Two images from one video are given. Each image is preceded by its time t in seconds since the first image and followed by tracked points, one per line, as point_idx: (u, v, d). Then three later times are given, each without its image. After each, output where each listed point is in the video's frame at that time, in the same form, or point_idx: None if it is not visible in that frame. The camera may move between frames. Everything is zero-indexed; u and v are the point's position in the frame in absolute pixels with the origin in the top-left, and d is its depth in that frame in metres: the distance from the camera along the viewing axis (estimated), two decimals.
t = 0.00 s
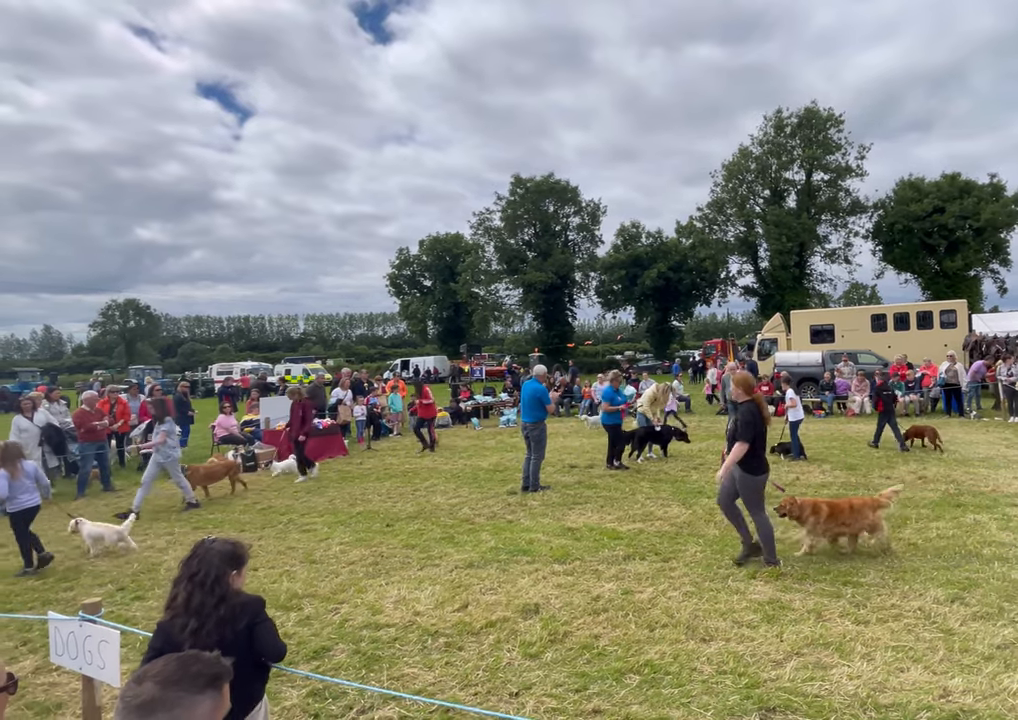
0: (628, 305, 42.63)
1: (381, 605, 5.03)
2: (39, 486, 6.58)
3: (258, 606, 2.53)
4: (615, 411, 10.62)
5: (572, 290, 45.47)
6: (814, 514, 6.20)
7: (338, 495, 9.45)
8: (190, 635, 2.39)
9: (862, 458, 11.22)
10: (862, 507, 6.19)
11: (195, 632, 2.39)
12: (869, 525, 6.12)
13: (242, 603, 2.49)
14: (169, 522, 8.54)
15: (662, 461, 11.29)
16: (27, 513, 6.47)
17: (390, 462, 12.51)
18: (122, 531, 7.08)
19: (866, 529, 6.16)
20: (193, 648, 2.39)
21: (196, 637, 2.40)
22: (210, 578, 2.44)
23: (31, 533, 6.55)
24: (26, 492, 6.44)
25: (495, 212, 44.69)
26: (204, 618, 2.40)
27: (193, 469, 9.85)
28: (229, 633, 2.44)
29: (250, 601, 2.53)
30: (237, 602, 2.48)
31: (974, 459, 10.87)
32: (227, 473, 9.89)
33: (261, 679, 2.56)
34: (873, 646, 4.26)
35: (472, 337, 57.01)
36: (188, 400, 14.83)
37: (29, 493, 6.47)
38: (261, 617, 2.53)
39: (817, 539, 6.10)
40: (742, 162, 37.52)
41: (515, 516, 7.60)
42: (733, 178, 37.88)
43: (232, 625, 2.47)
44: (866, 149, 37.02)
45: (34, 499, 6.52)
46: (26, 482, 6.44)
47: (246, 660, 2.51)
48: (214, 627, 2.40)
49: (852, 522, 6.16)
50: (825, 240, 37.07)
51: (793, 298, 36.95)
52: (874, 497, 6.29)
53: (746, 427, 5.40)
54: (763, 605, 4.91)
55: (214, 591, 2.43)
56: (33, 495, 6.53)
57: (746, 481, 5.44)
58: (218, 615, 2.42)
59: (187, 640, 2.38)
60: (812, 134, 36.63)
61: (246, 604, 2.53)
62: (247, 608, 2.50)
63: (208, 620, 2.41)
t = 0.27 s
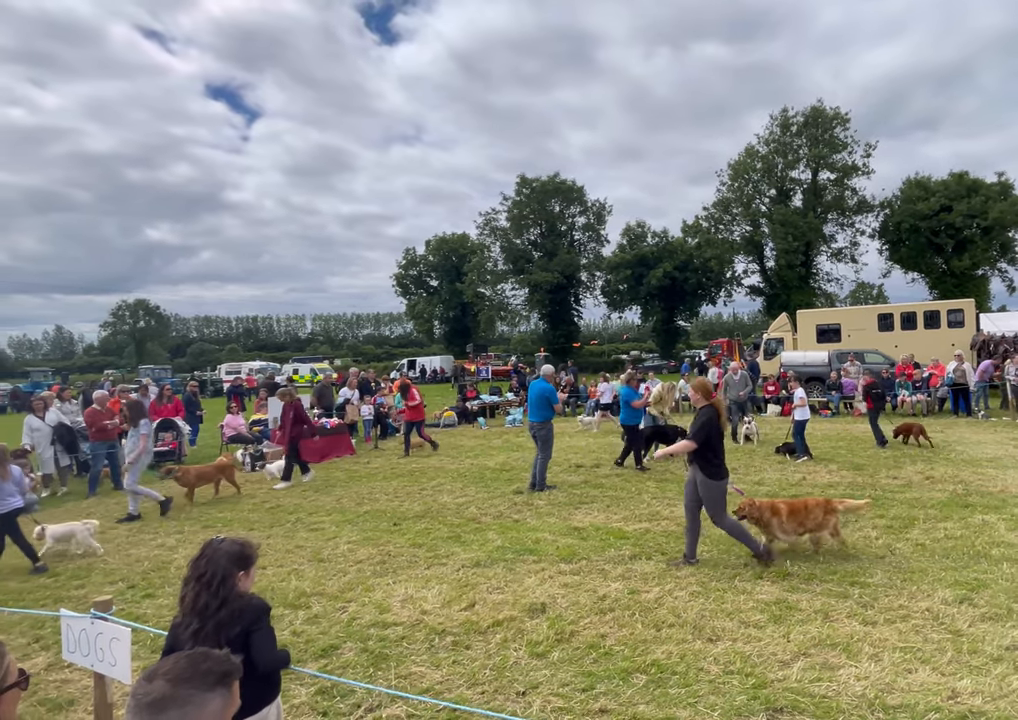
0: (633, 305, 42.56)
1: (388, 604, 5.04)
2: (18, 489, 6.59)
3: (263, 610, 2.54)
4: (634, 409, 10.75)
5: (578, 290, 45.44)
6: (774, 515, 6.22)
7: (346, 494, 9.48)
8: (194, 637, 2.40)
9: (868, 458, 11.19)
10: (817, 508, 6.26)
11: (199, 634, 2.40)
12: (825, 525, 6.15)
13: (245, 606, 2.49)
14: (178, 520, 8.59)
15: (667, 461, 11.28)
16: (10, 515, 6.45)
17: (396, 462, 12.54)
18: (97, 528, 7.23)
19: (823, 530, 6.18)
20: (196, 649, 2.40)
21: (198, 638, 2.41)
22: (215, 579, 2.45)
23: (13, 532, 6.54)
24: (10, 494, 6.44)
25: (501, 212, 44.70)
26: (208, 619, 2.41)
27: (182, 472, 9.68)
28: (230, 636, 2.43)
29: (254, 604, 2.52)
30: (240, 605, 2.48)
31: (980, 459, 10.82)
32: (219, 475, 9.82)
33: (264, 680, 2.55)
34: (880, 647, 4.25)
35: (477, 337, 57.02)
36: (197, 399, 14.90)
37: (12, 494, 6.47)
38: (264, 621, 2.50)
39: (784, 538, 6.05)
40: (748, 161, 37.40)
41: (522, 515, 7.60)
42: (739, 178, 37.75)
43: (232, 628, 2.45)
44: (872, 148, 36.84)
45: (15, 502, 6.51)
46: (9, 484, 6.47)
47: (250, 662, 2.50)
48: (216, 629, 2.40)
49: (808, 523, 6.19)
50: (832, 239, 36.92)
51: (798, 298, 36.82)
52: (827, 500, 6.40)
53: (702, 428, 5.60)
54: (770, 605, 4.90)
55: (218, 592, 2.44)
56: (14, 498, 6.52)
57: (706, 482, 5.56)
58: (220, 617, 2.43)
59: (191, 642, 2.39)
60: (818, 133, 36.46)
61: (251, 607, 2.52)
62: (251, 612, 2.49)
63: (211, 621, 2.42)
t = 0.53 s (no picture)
0: (642, 304, 42.47)
1: (398, 602, 5.07)
2: None
3: (275, 609, 2.56)
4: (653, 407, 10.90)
5: (586, 290, 45.40)
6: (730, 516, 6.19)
7: (357, 493, 9.52)
8: (209, 634, 2.43)
9: (879, 458, 11.12)
10: (775, 511, 6.14)
11: (213, 631, 2.42)
12: (781, 529, 6.06)
13: (256, 605, 2.51)
14: (190, 518, 8.65)
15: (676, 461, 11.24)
16: None
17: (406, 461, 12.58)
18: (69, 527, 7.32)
19: (780, 532, 6.11)
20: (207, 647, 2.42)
21: (211, 636, 2.44)
22: (228, 577, 2.47)
23: None
24: None
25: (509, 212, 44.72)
26: (220, 618, 2.44)
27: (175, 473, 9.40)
28: (243, 634, 2.45)
29: (267, 603, 2.54)
30: (252, 603, 2.50)
31: (993, 459, 10.73)
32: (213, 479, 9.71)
33: (274, 679, 2.57)
34: (890, 648, 4.23)
35: (486, 337, 57.07)
36: (210, 399, 15.00)
37: None
38: (276, 619, 2.53)
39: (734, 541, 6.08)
40: (757, 160, 37.23)
41: (531, 515, 7.61)
42: (748, 177, 37.58)
43: (246, 626, 2.47)
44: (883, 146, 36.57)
45: None
46: None
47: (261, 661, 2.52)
48: (230, 626, 2.43)
49: (764, 526, 6.13)
50: (841, 238, 36.68)
51: (808, 297, 36.61)
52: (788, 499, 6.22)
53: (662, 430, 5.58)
54: (779, 606, 4.88)
55: (231, 591, 2.46)
56: None
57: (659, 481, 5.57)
58: (233, 615, 2.44)
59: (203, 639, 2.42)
60: (827, 131, 36.23)
61: (264, 606, 2.54)
62: (262, 611, 2.51)
63: (225, 620, 2.44)
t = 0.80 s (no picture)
0: (653, 304, 42.34)
1: (411, 601, 5.09)
2: None
3: (297, 605, 2.58)
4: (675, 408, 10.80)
5: (598, 290, 45.32)
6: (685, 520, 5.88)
7: (371, 491, 9.58)
8: (233, 630, 2.45)
9: (893, 459, 11.03)
10: (728, 514, 5.90)
11: (238, 627, 2.45)
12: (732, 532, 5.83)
13: (280, 600, 2.55)
14: (208, 516, 8.75)
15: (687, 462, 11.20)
16: None
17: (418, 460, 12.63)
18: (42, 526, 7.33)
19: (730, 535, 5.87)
20: (233, 642, 2.45)
21: (235, 632, 2.46)
22: (251, 574, 2.50)
23: None
24: None
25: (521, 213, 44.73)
26: (246, 614, 2.46)
27: (170, 475, 9.41)
28: (267, 630, 2.48)
29: (289, 600, 2.57)
30: (277, 599, 2.53)
31: (1009, 461, 10.59)
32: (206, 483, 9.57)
33: (299, 673, 2.61)
34: (903, 651, 4.20)
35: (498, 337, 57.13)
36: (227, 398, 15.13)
37: None
38: (299, 615, 2.55)
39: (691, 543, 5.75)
40: (769, 159, 37.00)
41: (543, 514, 7.61)
42: (760, 176, 37.36)
43: (269, 622, 2.50)
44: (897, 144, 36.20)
45: None
46: None
47: (283, 655, 2.55)
48: (254, 622, 2.45)
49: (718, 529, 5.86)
50: (854, 237, 36.37)
51: (820, 297, 36.34)
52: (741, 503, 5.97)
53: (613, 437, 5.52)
54: (791, 608, 4.86)
55: (255, 587, 2.49)
56: None
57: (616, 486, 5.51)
58: (258, 611, 2.48)
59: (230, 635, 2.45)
60: (840, 130, 35.91)
61: (286, 602, 2.57)
62: (285, 606, 2.55)
63: (248, 615, 2.47)
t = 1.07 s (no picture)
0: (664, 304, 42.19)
1: (424, 599, 5.12)
2: None
3: (317, 601, 2.62)
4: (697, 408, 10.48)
5: (609, 290, 45.20)
6: (642, 519, 6.16)
7: (385, 490, 9.63)
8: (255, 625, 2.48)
9: (906, 460, 10.94)
10: (685, 516, 6.11)
11: (260, 622, 2.48)
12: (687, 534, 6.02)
13: (301, 595, 2.59)
14: (225, 514, 8.84)
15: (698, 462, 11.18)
16: None
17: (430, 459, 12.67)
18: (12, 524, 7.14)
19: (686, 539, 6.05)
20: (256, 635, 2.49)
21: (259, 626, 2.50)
22: (274, 569, 2.54)
23: None
24: None
25: (532, 213, 44.71)
26: (269, 608, 2.49)
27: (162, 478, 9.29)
28: (289, 624, 2.51)
29: (309, 596, 2.61)
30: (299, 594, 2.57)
31: None
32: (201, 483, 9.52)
33: (316, 669, 2.64)
34: (917, 654, 4.17)
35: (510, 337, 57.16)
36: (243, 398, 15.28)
37: None
38: (319, 611, 2.59)
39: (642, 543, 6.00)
40: (781, 158, 36.76)
41: (555, 514, 7.62)
42: (772, 175, 37.13)
43: (291, 616, 2.53)
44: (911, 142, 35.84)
45: None
46: None
47: (302, 651, 2.58)
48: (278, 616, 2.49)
49: (673, 532, 6.08)
50: (868, 235, 36.04)
51: (833, 296, 36.04)
52: (699, 506, 6.19)
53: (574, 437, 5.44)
54: (803, 609, 4.84)
55: (278, 582, 2.52)
56: None
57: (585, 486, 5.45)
58: (281, 605, 2.51)
59: (252, 629, 2.48)
60: (853, 128, 35.58)
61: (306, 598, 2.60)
62: (305, 602, 2.59)
63: (271, 610, 2.50)
